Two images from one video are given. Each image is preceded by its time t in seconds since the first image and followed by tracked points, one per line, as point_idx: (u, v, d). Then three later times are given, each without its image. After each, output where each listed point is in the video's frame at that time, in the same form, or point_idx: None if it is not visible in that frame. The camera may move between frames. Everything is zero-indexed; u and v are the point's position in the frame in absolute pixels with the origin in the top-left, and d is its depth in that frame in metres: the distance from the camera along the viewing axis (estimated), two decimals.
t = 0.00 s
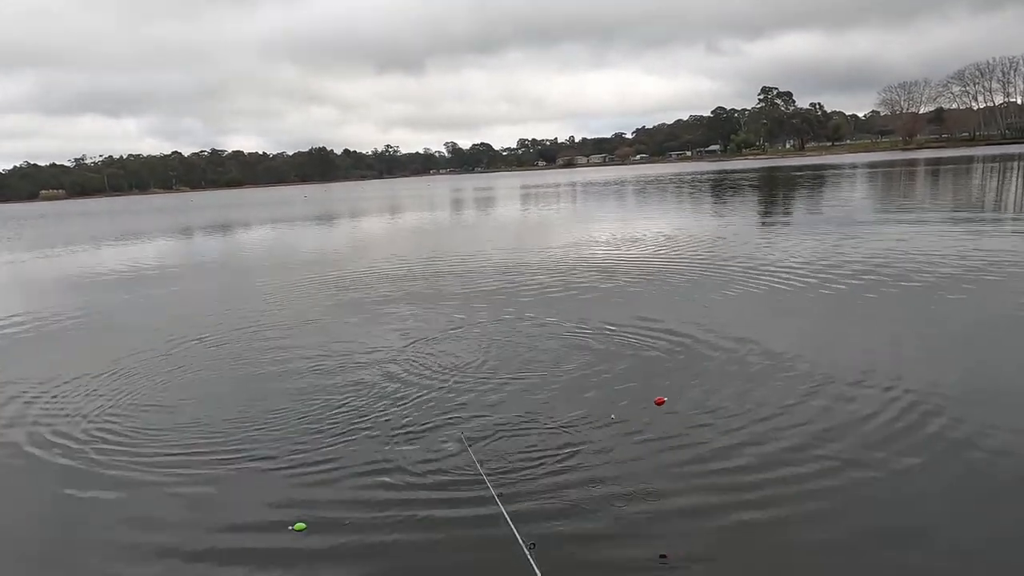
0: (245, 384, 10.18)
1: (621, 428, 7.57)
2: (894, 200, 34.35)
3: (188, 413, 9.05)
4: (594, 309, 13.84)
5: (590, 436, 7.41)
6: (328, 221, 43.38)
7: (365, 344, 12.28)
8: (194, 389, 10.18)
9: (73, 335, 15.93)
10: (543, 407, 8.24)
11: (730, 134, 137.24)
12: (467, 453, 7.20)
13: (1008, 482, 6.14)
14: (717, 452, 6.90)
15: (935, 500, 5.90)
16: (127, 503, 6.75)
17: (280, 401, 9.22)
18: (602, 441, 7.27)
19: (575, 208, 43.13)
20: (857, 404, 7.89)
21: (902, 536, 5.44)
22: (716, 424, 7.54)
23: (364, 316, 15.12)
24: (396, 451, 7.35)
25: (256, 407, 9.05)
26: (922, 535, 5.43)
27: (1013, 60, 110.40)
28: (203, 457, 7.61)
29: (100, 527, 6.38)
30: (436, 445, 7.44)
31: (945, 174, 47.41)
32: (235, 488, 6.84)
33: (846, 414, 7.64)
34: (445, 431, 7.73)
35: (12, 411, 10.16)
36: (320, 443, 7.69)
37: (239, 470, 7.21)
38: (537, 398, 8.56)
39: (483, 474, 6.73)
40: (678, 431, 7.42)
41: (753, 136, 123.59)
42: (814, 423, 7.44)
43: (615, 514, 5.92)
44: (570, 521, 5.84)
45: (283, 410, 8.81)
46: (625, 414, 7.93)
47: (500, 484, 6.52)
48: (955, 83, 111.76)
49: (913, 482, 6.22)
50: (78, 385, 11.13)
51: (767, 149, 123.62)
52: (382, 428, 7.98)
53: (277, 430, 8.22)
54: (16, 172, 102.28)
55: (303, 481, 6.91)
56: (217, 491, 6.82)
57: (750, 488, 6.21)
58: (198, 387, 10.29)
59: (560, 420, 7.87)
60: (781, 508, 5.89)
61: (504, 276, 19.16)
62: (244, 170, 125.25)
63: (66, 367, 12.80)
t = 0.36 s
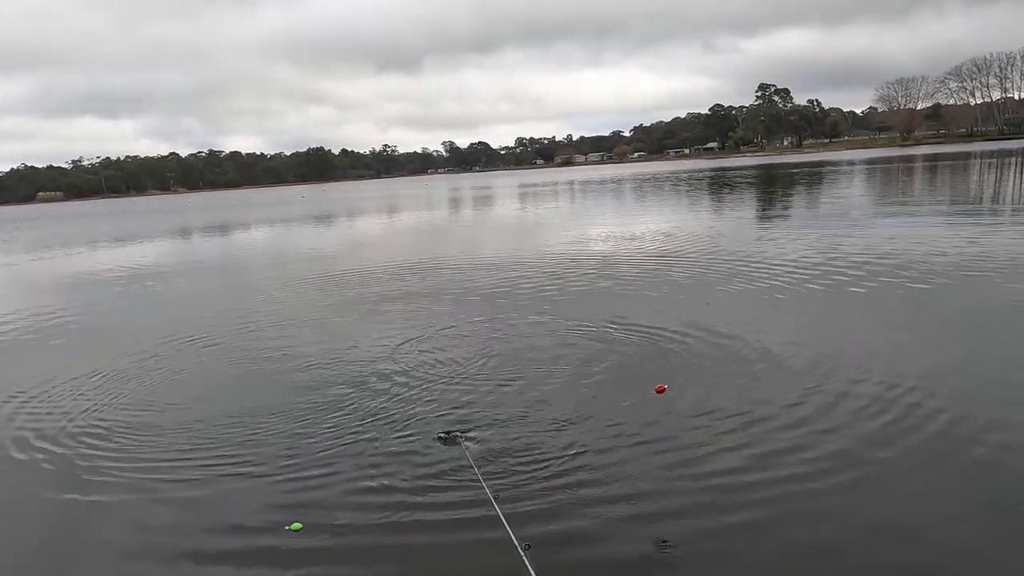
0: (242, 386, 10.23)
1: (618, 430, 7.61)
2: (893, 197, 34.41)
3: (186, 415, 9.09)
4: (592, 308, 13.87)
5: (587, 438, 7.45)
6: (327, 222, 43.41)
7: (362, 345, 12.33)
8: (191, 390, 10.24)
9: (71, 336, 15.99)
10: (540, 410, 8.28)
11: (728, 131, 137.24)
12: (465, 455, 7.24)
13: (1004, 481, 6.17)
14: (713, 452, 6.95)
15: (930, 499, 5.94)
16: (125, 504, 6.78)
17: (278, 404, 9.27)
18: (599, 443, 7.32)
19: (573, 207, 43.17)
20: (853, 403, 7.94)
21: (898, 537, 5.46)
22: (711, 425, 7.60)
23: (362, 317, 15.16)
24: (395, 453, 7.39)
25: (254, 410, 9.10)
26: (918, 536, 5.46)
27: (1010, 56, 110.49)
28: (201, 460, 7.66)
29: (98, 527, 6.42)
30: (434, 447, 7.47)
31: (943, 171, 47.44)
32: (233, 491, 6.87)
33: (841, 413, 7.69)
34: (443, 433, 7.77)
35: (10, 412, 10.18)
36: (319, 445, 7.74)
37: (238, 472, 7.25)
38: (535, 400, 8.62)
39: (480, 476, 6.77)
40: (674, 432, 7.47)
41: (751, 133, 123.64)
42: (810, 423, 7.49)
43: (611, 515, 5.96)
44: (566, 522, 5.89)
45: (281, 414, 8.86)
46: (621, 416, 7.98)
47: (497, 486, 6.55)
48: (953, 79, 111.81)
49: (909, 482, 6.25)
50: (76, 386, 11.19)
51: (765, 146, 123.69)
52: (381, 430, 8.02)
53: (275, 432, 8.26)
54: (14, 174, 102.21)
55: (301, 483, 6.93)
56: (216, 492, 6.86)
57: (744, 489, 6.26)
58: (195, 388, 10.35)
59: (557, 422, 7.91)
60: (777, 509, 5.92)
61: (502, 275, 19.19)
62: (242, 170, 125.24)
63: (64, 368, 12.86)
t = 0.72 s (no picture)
0: (241, 388, 10.23)
1: (618, 432, 7.61)
2: (889, 195, 34.48)
3: (185, 418, 9.10)
4: (591, 308, 13.87)
5: (588, 441, 7.45)
6: (324, 223, 43.37)
7: (361, 346, 12.32)
8: (191, 392, 10.25)
9: (70, 338, 15.99)
10: (541, 412, 8.28)
11: (724, 131, 137.50)
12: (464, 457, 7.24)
13: (1000, 479, 6.20)
14: (714, 455, 6.95)
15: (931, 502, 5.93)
16: (124, 510, 6.77)
17: (277, 406, 9.26)
18: (600, 446, 7.31)
19: (570, 207, 43.26)
20: (854, 403, 7.95)
21: (901, 541, 5.45)
22: (712, 427, 7.60)
23: (360, 317, 15.17)
24: (395, 456, 7.37)
25: (253, 413, 9.10)
26: (921, 540, 5.44)
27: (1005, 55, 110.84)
28: (200, 464, 7.65)
29: (97, 534, 6.41)
30: (433, 449, 7.48)
31: (940, 169, 47.50)
32: (232, 496, 6.86)
33: (842, 414, 7.69)
34: (443, 436, 7.76)
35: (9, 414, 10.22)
36: (319, 449, 7.72)
37: (237, 477, 7.25)
38: (535, 402, 8.61)
39: (481, 477, 6.78)
40: (675, 435, 7.46)
41: (748, 132, 123.84)
42: (811, 424, 7.49)
43: (612, 520, 5.95)
44: (567, 527, 5.87)
45: (280, 416, 8.85)
46: (622, 417, 7.99)
47: (497, 487, 6.57)
48: (949, 77, 112.02)
49: (911, 485, 6.23)
50: (75, 388, 11.20)
51: (762, 145, 123.92)
52: (381, 433, 8.00)
53: (274, 435, 8.25)
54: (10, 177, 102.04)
55: (299, 487, 6.93)
56: (215, 498, 6.84)
57: (745, 493, 6.25)
58: (195, 390, 10.36)
59: (558, 424, 7.90)
60: (779, 514, 5.91)
61: (500, 275, 19.19)
62: (239, 172, 125.15)
63: (63, 370, 12.87)
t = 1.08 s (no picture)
0: (233, 394, 10.23)
1: (611, 437, 7.65)
2: (878, 197, 34.78)
3: (180, 423, 9.13)
4: (583, 310, 13.92)
5: (581, 446, 7.48)
6: (317, 226, 43.32)
7: (353, 350, 12.33)
8: (186, 396, 10.28)
9: (61, 342, 15.93)
10: (534, 417, 8.31)
11: (717, 133, 138.08)
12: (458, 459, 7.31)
13: (984, 478, 6.31)
14: (705, 460, 6.99)
15: (922, 505, 5.97)
16: (115, 518, 6.75)
17: (269, 412, 9.27)
18: (592, 451, 7.35)
19: (563, 209, 43.35)
20: (844, 405, 8.01)
21: (893, 545, 5.48)
22: (704, 431, 7.64)
23: (353, 320, 15.18)
24: (389, 461, 7.39)
25: (246, 419, 9.11)
26: (912, 543, 5.48)
27: (994, 58, 111.79)
28: (193, 471, 7.65)
29: (90, 537, 6.44)
30: (427, 452, 7.55)
31: (929, 172, 47.90)
32: (225, 503, 6.86)
33: (832, 417, 7.75)
34: (436, 441, 7.78)
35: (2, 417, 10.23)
36: (312, 455, 7.72)
37: (230, 483, 7.25)
38: (528, 406, 8.65)
39: (475, 480, 6.85)
40: (666, 439, 7.51)
41: (740, 135, 124.40)
42: (801, 428, 7.55)
43: (604, 522, 6.02)
44: (560, 532, 5.91)
45: (273, 423, 8.85)
46: (615, 422, 8.03)
47: (490, 490, 6.64)
48: (938, 80, 112.90)
49: (897, 484, 6.33)
50: (67, 392, 11.17)
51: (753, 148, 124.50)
52: (374, 438, 8.02)
53: (266, 442, 8.26)
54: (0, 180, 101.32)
55: (294, 490, 6.98)
56: (208, 505, 6.84)
57: (737, 497, 6.29)
58: (187, 396, 10.35)
59: (551, 430, 7.93)
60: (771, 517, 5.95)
61: (493, 278, 19.22)
62: (232, 175, 124.83)
63: (54, 374, 12.82)
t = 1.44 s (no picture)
0: (217, 402, 10.06)
1: (602, 440, 7.56)
2: (862, 201, 35.14)
3: (165, 431, 9.01)
4: (571, 315, 13.84)
5: (571, 450, 7.38)
6: (302, 230, 43.05)
7: (339, 356, 12.20)
8: (171, 404, 10.15)
9: (41, 347, 15.68)
10: (523, 422, 8.21)
11: (702, 138, 139.05)
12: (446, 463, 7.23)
13: (971, 475, 6.33)
14: (698, 462, 6.91)
15: (919, 505, 5.89)
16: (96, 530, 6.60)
17: (253, 420, 9.11)
18: (585, 454, 7.25)
19: (550, 213, 43.40)
20: (835, 408, 7.98)
21: (891, 546, 5.39)
22: (696, 433, 7.58)
23: (338, 325, 15.02)
24: (379, 468, 7.28)
25: (230, 427, 8.95)
26: (907, 542, 5.41)
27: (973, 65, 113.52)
28: (175, 481, 7.48)
29: (71, 547, 6.31)
30: (415, 456, 7.48)
31: (912, 176, 48.43)
32: (209, 512, 6.72)
33: (823, 419, 7.70)
34: (425, 447, 7.67)
35: None
36: (299, 462, 7.59)
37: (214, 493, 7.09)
38: (518, 412, 8.55)
39: (463, 484, 6.78)
40: (658, 441, 7.44)
41: (725, 139, 125.36)
42: (793, 429, 7.48)
43: (594, 524, 5.97)
44: (552, 536, 5.81)
45: (256, 431, 8.70)
46: (606, 426, 7.94)
47: (479, 494, 6.58)
48: (919, 86, 114.38)
49: (886, 481, 6.33)
50: (46, 400, 10.95)
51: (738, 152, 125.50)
52: (362, 445, 7.88)
53: (249, 451, 8.10)
54: None
55: (280, 496, 6.87)
56: (189, 517, 6.67)
57: (730, 499, 6.20)
58: (169, 404, 10.17)
59: (542, 434, 7.83)
60: (766, 520, 5.86)
61: (481, 282, 19.11)
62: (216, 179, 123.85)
63: (34, 380, 12.61)
